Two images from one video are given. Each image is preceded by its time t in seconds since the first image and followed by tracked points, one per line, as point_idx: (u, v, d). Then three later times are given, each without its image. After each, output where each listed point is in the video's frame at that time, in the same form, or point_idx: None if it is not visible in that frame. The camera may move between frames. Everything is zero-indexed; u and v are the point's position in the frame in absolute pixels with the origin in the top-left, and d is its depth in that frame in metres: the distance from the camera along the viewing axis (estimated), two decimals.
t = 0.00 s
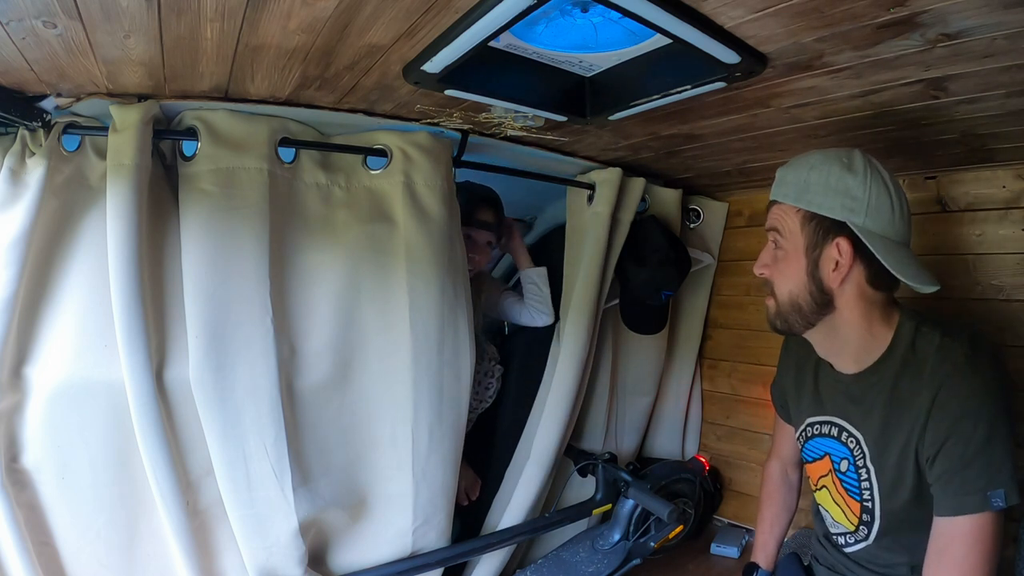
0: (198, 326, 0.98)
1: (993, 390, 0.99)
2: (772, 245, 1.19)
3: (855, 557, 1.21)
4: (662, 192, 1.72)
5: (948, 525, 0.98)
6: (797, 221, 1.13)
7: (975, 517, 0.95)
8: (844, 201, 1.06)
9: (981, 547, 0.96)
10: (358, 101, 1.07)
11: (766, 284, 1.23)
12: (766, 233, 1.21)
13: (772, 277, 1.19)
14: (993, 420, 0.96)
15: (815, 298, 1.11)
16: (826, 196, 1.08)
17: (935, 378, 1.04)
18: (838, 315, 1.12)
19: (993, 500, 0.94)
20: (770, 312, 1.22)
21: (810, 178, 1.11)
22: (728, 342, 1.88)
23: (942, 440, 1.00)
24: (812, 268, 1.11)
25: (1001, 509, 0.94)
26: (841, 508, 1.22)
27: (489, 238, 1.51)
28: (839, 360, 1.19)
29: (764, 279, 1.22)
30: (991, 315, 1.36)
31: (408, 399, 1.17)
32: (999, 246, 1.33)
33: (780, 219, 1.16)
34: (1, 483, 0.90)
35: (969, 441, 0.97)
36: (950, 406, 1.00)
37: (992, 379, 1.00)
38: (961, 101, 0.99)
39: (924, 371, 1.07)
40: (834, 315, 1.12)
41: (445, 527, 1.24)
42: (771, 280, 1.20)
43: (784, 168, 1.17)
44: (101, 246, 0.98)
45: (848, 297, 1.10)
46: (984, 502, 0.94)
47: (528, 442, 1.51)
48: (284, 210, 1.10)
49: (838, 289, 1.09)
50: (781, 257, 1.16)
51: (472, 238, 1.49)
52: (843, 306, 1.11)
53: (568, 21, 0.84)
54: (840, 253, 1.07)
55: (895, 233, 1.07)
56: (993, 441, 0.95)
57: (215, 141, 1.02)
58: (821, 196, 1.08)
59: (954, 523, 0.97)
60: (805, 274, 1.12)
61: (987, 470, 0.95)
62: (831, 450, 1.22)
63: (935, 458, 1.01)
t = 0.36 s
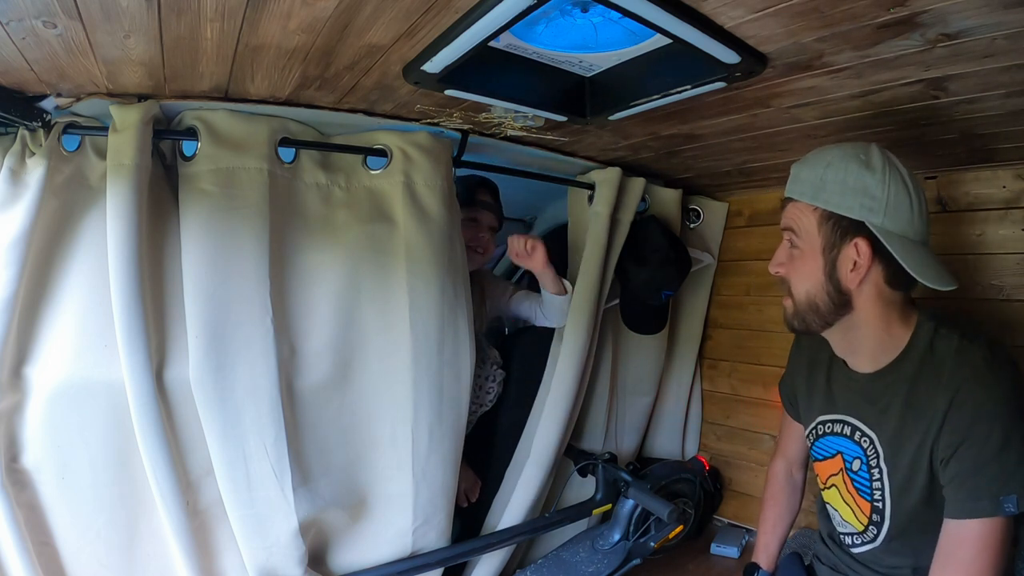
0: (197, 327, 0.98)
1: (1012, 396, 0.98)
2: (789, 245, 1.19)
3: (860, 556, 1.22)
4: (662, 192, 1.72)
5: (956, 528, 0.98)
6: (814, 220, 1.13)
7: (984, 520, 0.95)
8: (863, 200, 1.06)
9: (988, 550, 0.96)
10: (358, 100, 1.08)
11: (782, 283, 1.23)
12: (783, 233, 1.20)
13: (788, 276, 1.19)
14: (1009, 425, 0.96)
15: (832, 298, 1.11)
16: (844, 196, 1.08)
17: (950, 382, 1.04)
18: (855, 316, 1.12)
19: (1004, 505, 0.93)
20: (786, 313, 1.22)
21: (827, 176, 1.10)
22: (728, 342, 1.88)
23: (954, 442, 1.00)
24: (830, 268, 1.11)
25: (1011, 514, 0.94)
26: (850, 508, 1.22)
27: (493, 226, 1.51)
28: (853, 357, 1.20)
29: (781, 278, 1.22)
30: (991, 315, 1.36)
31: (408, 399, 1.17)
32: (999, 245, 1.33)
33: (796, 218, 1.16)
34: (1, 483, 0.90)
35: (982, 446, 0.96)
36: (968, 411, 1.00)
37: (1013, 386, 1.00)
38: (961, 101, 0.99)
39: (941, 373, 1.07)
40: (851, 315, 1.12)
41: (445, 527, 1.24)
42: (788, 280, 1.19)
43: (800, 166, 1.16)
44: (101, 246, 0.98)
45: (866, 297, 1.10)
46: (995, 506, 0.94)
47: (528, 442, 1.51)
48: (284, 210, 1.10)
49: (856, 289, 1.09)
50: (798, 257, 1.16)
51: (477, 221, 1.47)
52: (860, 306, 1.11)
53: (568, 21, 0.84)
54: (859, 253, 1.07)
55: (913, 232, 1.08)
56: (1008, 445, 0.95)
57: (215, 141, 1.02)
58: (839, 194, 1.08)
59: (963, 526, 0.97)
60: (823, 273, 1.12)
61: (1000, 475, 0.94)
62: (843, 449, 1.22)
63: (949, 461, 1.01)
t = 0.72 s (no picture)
0: (197, 327, 0.98)
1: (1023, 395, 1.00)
2: (800, 244, 1.19)
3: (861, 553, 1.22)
4: (662, 192, 1.71)
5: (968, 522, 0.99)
6: (824, 219, 1.13)
7: (996, 515, 0.96)
8: (874, 199, 1.06)
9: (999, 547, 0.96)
10: (358, 100, 1.08)
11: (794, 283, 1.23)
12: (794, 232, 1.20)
13: (800, 275, 1.18)
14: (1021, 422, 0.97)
15: (843, 296, 1.11)
16: (854, 196, 1.08)
17: (959, 382, 1.05)
18: (867, 313, 1.12)
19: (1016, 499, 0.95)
20: (797, 311, 1.21)
21: (838, 176, 1.10)
22: (728, 342, 1.88)
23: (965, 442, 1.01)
24: (841, 266, 1.11)
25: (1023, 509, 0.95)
26: (860, 506, 1.22)
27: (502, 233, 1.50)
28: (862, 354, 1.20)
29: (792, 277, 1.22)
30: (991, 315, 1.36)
31: (408, 399, 1.17)
32: (999, 245, 1.33)
33: (807, 217, 1.16)
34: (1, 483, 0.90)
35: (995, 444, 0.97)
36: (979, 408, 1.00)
37: None
38: (961, 101, 0.99)
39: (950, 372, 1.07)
40: (862, 313, 1.12)
41: (445, 527, 1.24)
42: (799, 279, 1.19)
43: (810, 166, 1.16)
44: (101, 246, 0.98)
45: (877, 294, 1.10)
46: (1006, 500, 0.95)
47: (528, 442, 1.51)
48: (284, 210, 1.10)
49: (868, 286, 1.10)
50: (810, 256, 1.16)
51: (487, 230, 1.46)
52: (871, 304, 1.11)
53: (568, 21, 0.84)
54: (871, 251, 1.07)
55: (922, 230, 1.08)
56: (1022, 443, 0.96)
57: (215, 141, 1.03)
58: (851, 193, 1.08)
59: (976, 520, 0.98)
60: (834, 271, 1.12)
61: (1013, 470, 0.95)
62: (853, 446, 1.23)
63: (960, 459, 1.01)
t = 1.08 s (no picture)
0: (197, 327, 0.98)
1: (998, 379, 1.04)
2: (777, 253, 1.23)
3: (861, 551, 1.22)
4: (662, 192, 1.72)
5: (946, 498, 1.03)
6: (797, 227, 1.18)
7: (973, 492, 1.01)
8: (839, 204, 1.12)
9: (975, 521, 1.01)
10: (358, 100, 1.08)
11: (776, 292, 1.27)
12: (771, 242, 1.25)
13: (780, 281, 1.23)
14: (996, 405, 1.01)
15: (822, 296, 1.15)
16: (823, 202, 1.13)
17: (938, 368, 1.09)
18: (846, 310, 1.16)
19: (993, 475, 0.99)
20: (782, 317, 1.26)
21: (806, 186, 1.16)
22: (728, 342, 1.88)
23: (943, 423, 1.05)
24: (816, 269, 1.15)
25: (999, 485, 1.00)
26: (849, 495, 1.25)
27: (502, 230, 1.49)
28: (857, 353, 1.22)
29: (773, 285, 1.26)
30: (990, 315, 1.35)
31: (408, 399, 1.17)
32: (999, 246, 1.33)
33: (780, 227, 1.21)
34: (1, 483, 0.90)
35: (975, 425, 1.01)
36: (958, 392, 1.04)
37: (998, 368, 1.06)
38: (961, 101, 0.99)
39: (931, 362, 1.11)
40: (842, 310, 1.16)
41: (445, 528, 1.24)
42: (780, 285, 1.23)
43: (780, 182, 1.22)
44: (101, 246, 0.98)
45: (853, 291, 1.15)
46: (984, 477, 0.99)
47: (528, 443, 1.51)
48: (284, 210, 1.10)
49: (843, 285, 1.14)
50: (787, 262, 1.20)
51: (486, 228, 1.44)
52: (850, 301, 1.15)
53: (568, 21, 0.84)
54: (844, 252, 1.12)
55: (889, 228, 1.13)
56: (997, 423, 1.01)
57: (215, 141, 1.03)
58: (818, 201, 1.14)
59: (955, 496, 1.02)
60: (811, 274, 1.16)
61: (990, 448, 1.00)
62: (842, 438, 1.25)
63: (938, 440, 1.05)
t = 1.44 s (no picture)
0: (197, 327, 0.98)
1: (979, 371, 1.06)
2: (765, 250, 1.25)
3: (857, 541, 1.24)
4: (662, 192, 1.72)
5: (922, 487, 1.05)
6: (788, 226, 1.20)
7: (948, 480, 1.03)
8: (831, 206, 1.14)
9: (949, 509, 1.03)
10: (358, 101, 1.08)
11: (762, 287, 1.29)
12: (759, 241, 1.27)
13: (768, 278, 1.25)
14: (975, 397, 1.04)
15: (810, 293, 1.18)
16: (814, 203, 1.15)
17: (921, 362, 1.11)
18: (832, 309, 1.19)
19: (970, 465, 1.02)
20: (769, 313, 1.27)
21: (798, 188, 1.18)
22: (728, 342, 1.88)
23: (924, 415, 1.07)
24: (804, 267, 1.17)
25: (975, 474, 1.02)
26: (838, 491, 1.26)
27: (512, 242, 1.45)
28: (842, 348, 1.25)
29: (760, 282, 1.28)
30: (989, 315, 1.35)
31: (408, 399, 1.17)
32: (999, 245, 1.33)
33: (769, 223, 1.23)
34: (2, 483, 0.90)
35: (954, 416, 1.03)
36: (938, 385, 1.07)
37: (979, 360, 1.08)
38: (962, 101, 0.99)
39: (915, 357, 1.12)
40: (827, 308, 1.19)
41: (445, 528, 1.23)
42: (768, 282, 1.25)
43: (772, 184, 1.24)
44: (101, 246, 0.98)
45: (840, 291, 1.17)
46: (963, 466, 1.02)
47: (528, 443, 1.51)
48: (284, 210, 1.10)
49: (830, 284, 1.17)
50: (776, 260, 1.22)
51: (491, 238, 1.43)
52: (836, 300, 1.17)
53: (568, 21, 0.84)
54: (832, 252, 1.14)
55: (876, 232, 1.16)
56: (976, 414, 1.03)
57: (215, 141, 1.03)
58: (810, 202, 1.16)
59: (931, 485, 1.04)
60: (799, 272, 1.18)
61: (968, 438, 1.02)
62: (830, 435, 1.27)
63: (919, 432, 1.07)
